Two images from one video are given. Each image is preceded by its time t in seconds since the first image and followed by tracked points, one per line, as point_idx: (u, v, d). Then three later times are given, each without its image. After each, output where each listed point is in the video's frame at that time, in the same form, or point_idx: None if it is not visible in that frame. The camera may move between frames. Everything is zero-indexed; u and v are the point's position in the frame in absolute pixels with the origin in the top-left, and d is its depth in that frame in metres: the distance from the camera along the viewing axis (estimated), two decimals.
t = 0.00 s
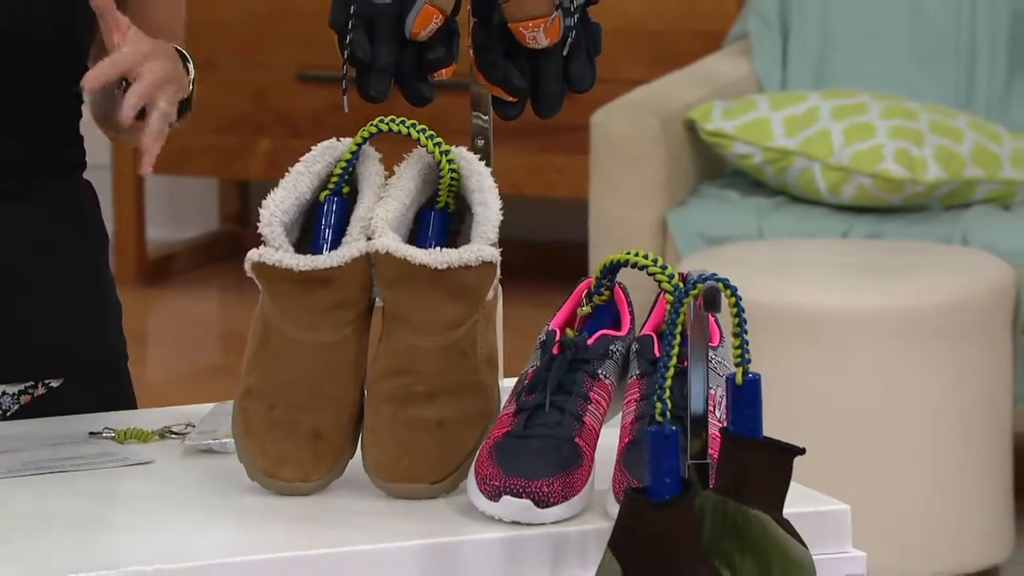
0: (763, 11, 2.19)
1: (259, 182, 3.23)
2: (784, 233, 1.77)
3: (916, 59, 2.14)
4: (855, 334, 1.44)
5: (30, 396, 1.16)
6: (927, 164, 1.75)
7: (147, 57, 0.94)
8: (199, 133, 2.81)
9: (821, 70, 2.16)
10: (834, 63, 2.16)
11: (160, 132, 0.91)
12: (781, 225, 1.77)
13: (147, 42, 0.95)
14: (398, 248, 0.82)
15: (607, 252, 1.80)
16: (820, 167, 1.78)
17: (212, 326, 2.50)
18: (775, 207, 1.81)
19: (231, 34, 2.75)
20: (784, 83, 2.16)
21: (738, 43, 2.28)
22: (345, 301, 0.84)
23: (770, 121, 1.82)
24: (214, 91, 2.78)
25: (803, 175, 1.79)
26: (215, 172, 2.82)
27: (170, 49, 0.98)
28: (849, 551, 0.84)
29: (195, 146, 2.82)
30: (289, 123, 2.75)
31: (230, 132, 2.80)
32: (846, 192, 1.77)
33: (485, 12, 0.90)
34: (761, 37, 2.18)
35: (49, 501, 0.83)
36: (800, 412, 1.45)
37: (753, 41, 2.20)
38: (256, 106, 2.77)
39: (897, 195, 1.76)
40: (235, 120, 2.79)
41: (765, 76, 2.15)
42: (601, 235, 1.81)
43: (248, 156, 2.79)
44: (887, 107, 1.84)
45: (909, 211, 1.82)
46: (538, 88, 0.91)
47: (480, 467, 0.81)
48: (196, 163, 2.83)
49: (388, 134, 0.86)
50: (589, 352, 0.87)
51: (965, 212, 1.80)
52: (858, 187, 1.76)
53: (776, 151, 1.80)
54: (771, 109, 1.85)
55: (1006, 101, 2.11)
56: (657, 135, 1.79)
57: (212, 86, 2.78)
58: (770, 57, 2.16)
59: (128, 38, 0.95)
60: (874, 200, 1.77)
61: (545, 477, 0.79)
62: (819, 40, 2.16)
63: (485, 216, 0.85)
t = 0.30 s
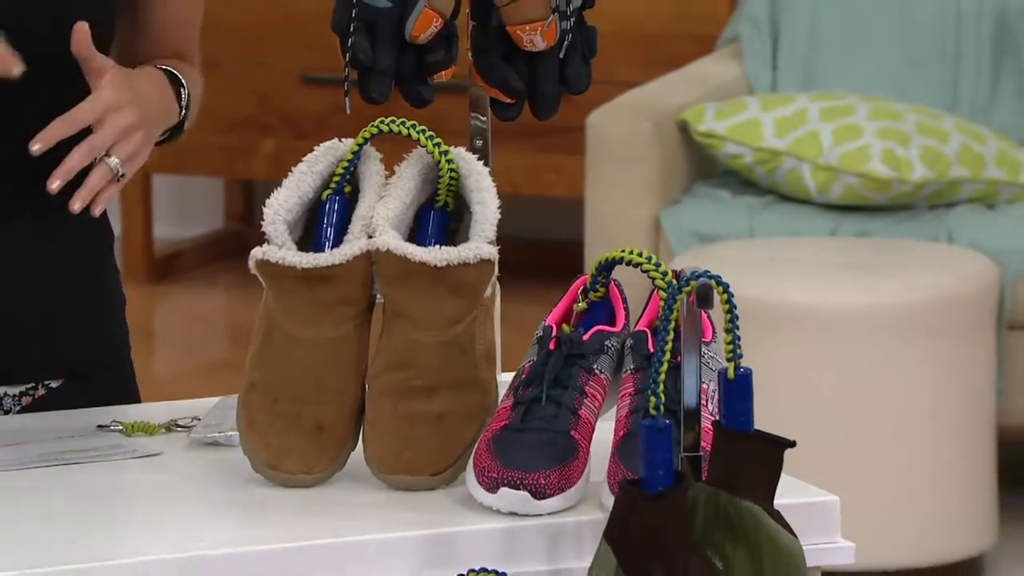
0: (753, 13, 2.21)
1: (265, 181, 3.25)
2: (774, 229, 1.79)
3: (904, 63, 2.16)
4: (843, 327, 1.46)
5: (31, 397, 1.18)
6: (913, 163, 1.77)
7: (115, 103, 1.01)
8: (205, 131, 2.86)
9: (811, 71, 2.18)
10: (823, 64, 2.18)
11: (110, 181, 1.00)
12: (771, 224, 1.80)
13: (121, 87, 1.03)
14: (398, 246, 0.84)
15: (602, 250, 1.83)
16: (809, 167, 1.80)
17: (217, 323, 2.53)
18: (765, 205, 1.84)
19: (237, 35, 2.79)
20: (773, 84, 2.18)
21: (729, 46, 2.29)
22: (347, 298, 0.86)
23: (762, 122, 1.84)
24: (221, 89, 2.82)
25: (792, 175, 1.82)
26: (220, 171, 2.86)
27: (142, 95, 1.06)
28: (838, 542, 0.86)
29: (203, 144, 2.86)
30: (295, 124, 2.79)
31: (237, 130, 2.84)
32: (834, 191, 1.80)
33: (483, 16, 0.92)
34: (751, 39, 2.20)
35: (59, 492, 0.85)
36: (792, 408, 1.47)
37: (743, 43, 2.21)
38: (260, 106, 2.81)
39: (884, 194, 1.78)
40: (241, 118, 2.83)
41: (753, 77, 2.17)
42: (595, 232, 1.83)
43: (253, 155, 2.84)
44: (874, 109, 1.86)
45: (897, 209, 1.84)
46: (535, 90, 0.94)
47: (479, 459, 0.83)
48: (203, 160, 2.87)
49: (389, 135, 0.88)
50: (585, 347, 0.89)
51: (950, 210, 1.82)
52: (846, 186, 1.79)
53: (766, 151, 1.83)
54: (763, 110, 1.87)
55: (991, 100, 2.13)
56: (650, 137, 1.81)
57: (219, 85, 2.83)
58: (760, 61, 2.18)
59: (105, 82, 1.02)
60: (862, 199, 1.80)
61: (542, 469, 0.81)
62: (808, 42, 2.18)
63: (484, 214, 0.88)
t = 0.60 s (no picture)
0: (746, 17, 2.25)
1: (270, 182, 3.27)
2: (764, 229, 1.81)
3: (891, 66, 2.18)
4: (834, 325, 1.48)
5: (39, 395, 1.19)
6: (900, 164, 1.80)
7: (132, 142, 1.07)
8: (208, 132, 2.90)
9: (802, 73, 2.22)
10: (812, 66, 2.21)
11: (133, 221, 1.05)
12: (762, 222, 1.82)
13: (137, 125, 1.09)
14: (399, 244, 0.87)
15: (598, 248, 1.84)
16: (799, 167, 1.82)
17: (221, 319, 2.55)
18: (756, 205, 1.86)
19: (240, 38, 2.82)
20: (764, 87, 2.22)
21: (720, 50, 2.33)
22: (349, 295, 0.88)
23: (754, 123, 1.87)
24: (224, 91, 2.86)
25: (783, 176, 1.84)
26: (225, 172, 2.89)
27: (160, 127, 1.10)
28: (828, 532, 0.88)
29: (207, 144, 2.89)
30: (297, 125, 2.82)
31: (241, 131, 2.87)
32: (823, 190, 1.82)
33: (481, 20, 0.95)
34: (742, 44, 2.24)
35: (68, 484, 0.88)
36: (785, 403, 1.49)
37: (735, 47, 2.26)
38: (263, 108, 2.84)
39: (873, 193, 1.81)
40: (245, 120, 2.87)
41: (745, 79, 2.21)
42: (591, 232, 1.85)
43: (257, 155, 2.87)
44: (862, 111, 1.89)
45: (885, 208, 1.87)
46: (532, 92, 0.96)
47: (477, 452, 0.85)
48: (208, 160, 2.90)
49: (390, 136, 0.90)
50: (581, 342, 0.91)
51: (935, 210, 1.84)
52: (835, 186, 1.81)
53: (758, 152, 1.85)
54: (755, 111, 1.90)
55: (975, 102, 2.14)
56: (645, 138, 1.83)
57: (224, 87, 2.86)
58: (752, 63, 2.22)
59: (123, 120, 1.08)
60: (851, 198, 1.83)
61: (539, 462, 0.83)
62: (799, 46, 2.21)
63: (482, 213, 0.90)
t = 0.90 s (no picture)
0: (738, 21, 2.27)
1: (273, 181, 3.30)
2: (756, 228, 1.84)
3: (878, 68, 2.21)
4: (825, 322, 1.50)
5: (54, 386, 1.22)
6: (888, 164, 1.82)
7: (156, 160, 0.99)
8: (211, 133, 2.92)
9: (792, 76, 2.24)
10: (801, 68, 2.24)
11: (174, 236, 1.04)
12: (753, 220, 1.84)
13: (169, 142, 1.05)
14: (399, 242, 0.89)
15: (594, 245, 1.87)
16: (788, 167, 1.85)
17: (226, 315, 2.58)
18: (748, 204, 1.89)
19: (244, 40, 2.85)
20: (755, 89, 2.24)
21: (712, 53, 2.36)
22: (351, 291, 0.90)
23: (745, 124, 1.89)
24: (227, 92, 2.89)
25: (773, 175, 1.86)
26: (229, 172, 2.91)
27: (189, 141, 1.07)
28: (818, 523, 0.91)
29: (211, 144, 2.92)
30: (299, 126, 2.85)
31: (243, 132, 2.90)
32: (812, 189, 1.85)
33: (478, 23, 0.97)
34: (733, 47, 2.26)
35: (76, 475, 0.90)
36: (778, 398, 1.52)
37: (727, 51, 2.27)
38: (265, 109, 2.87)
39: (860, 192, 1.83)
40: (248, 121, 2.89)
41: (736, 81, 2.23)
42: (587, 231, 1.88)
43: (261, 155, 2.89)
44: (851, 112, 1.91)
45: (873, 207, 1.89)
46: (528, 93, 0.98)
47: (475, 446, 0.87)
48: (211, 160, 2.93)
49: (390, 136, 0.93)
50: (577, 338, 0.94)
51: (921, 208, 1.86)
52: (824, 186, 1.83)
53: (749, 152, 1.87)
54: (746, 112, 1.92)
55: (960, 102, 2.16)
56: (639, 138, 1.85)
57: (226, 88, 2.89)
58: (743, 67, 2.24)
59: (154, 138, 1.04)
60: (838, 198, 1.85)
61: (536, 454, 0.85)
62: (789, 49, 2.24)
63: (480, 212, 0.92)
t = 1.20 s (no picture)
0: (728, 24, 2.31)
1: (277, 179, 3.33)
2: (748, 226, 1.86)
3: (864, 69, 2.23)
4: (819, 318, 1.53)
5: (69, 377, 1.24)
6: (876, 163, 1.84)
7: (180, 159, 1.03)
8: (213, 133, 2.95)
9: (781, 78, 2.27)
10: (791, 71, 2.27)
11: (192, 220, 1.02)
12: (745, 218, 1.87)
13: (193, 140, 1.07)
14: (399, 239, 0.91)
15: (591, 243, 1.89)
16: (779, 167, 1.87)
17: (231, 311, 2.60)
18: (738, 203, 1.92)
19: (246, 42, 2.88)
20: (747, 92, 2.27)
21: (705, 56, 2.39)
22: (352, 288, 0.92)
23: (737, 125, 1.92)
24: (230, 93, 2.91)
25: (764, 174, 1.89)
26: (234, 170, 2.93)
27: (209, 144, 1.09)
28: (808, 514, 0.93)
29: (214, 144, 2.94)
30: (301, 125, 2.87)
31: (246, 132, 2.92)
32: (802, 187, 1.87)
33: (477, 25, 1.00)
34: (724, 49, 2.30)
35: (84, 468, 0.92)
36: (773, 393, 1.54)
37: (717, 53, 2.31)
38: (268, 110, 2.89)
39: (848, 190, 1.85)
40: (251, 122, 2.91)
41: (729, 84, 2.27)
42: (582, 228, 1.90)
43: (266, 154, 2.92)
44: (840, 113, 1.94)
45: (862, 206, 1.91)
46: (526, 94, 1.01)
47: (474, 439, 0.90)
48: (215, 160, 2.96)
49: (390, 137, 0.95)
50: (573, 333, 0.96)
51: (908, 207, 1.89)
52: (813, 184, 1.86)
53: (740, 152, 1.90)
54: (738, 113, 1.95)
55: (946, 105, 2.19)
56: (633, 137, 1.88)
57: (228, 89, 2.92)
58: (734, 71, 2.27)
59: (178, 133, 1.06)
60: (827, 195, 1.87)
61: (533, 447, 0.88)
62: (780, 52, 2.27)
63: (479, 211, 0.94)
